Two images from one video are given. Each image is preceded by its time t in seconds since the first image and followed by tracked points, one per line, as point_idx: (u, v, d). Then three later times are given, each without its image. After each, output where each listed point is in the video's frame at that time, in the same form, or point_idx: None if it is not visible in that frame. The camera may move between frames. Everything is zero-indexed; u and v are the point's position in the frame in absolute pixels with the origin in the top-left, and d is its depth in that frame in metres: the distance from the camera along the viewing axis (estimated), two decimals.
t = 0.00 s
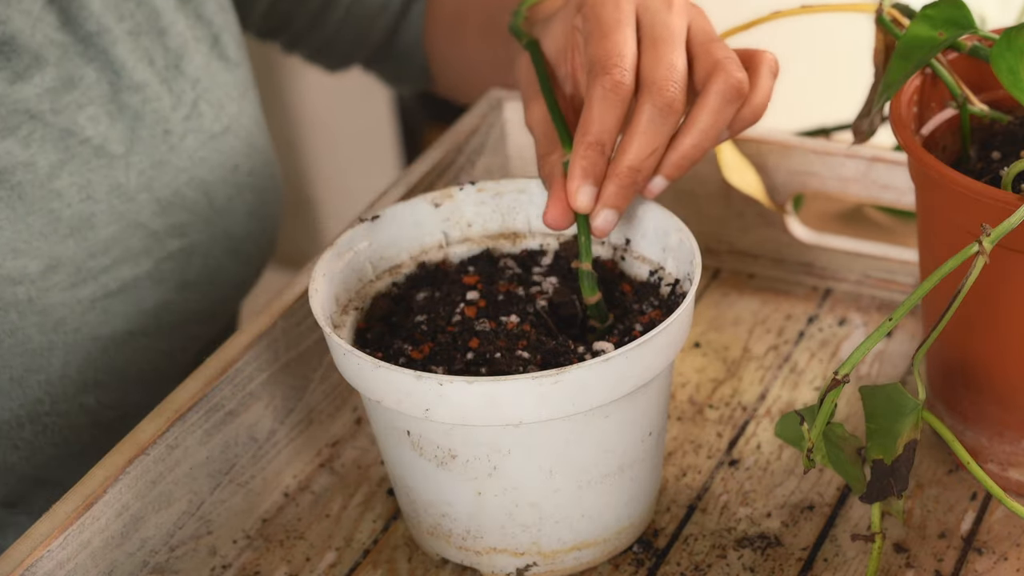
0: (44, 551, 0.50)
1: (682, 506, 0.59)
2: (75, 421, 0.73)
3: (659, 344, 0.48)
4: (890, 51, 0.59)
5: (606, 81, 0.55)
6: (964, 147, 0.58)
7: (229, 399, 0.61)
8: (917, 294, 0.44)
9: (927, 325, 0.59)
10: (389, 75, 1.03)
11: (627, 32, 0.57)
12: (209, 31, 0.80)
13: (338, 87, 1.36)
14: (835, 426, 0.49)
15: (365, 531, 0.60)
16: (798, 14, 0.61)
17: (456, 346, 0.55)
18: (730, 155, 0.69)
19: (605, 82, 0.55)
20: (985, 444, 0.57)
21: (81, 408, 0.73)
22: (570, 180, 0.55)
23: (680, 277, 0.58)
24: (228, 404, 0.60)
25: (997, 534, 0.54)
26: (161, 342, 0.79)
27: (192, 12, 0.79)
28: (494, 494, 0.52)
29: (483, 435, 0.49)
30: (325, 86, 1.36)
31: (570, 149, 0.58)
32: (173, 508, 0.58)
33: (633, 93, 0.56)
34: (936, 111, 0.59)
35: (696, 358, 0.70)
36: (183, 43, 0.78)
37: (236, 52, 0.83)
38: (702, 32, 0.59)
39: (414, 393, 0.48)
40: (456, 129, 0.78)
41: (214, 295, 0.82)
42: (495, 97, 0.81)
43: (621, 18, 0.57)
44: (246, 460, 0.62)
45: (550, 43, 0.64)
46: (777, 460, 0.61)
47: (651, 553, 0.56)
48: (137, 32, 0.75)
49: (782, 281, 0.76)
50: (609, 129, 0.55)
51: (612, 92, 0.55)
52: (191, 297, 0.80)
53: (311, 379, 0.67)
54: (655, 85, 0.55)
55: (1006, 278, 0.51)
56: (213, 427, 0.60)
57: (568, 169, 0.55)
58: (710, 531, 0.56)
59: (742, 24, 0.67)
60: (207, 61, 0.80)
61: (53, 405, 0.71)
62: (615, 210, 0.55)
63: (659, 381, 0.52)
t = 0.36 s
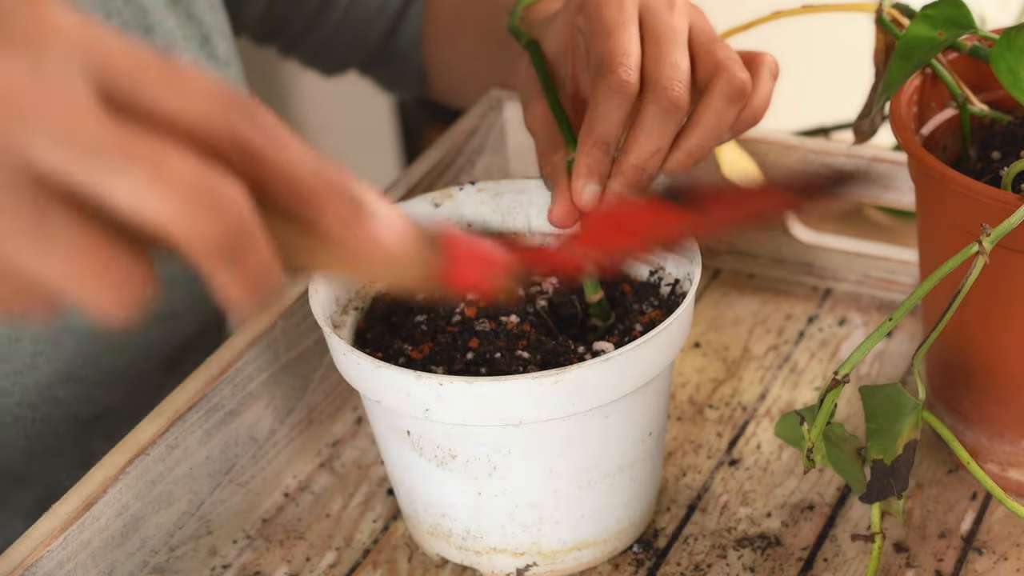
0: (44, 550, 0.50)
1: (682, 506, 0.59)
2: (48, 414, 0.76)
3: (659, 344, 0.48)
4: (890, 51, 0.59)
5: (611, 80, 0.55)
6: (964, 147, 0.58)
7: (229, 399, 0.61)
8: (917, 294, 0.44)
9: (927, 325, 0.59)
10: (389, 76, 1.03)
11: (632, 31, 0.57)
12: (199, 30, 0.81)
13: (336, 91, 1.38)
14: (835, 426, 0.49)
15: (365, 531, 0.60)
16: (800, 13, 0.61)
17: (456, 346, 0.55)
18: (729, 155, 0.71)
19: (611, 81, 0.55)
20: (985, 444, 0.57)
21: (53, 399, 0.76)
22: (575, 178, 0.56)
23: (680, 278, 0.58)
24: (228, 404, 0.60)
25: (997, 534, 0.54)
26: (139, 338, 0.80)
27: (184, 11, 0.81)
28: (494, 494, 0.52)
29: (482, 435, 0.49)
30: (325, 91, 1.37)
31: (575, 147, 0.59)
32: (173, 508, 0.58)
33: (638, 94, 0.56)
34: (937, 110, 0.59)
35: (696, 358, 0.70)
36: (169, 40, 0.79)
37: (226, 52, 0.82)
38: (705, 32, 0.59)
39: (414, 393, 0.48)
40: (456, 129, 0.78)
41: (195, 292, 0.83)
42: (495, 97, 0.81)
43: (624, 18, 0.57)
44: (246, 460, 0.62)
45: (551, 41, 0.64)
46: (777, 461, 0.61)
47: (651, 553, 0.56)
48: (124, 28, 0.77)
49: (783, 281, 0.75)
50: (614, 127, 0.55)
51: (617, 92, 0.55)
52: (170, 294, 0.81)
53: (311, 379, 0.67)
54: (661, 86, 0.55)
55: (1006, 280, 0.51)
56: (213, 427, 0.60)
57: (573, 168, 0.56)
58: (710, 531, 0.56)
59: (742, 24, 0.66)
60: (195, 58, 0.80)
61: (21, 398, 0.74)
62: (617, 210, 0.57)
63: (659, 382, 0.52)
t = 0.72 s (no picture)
0: (45, 549, 0.50)
1: (682, 506, 0.59)
2: (41, 386, 0.74)
3: (659, 344, 0.48)
4: (890, 51, 0.59)
5: (605, 77, 0.55)
6: (964, 148, 0.58)
7: (229, 399, 0.61)
8: (917, 294, 0.44)
9: (926, 324, 0.59)
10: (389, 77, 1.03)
11: (625, 29, 0.56)
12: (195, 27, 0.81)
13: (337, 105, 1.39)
14: (834, 426, 0.49)
15: (365, 531, 0.60)
16: (800, 12, 0.61)
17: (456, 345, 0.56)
18: (724, 151, 0.70)
19: (604, 79, 0.55)
20: (985, 444, 0.57)
21: (47, 371, 0.74)
22: (570, 175, 0.56)
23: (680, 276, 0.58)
24: (228, 404, 0.61)
25: (997, 534, 0.54)
26: (130, 317, 0.80)
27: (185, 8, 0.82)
28: (494, 494, 0.52)
29: (482, 435, 0.49)
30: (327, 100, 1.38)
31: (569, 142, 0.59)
32: (173, 508, 0.58)
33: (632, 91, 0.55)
34: (936, 110, 0.59)
35: (696, 358, 0.70)
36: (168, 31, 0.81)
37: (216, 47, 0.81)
38: (699, 29, 0.58)
39: (415, 393, 0.47)
40: (456, 129, 0.78)
41: (190, 274, 0.83)
42: (495, 97, 0.81)
43: (619, 16, 0.57)
44: (246, 460, 0.62)
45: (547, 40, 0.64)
46: (776, 460, 0.61)
47: (651, 553, 0.56)
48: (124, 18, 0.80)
49: (783, 281, 0.76)
50: (606, 124, 0.55)
51: (611, 89, 0.55)
52: (164, 275, 0.81)
53: (311, 379, 0.67)
54: (654, 82, 0.55)
55: (1006, 280, 0.51)
56: (213, 427, 0.60)
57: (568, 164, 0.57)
58: (710, 531, 0.56)
59: (741, 23, 0.66)
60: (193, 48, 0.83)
61: (15, 367, 0.72)
62: (614, 206, 0.57)
63: (659, 381, 0.52)
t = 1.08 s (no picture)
0: (45, 549, 0.50)
1: (682, 506, 0.59)
2: (57, 375, 0.74)
3: (659, 344, 0.48)
4: (890, 51, 0.59)
5: (603, 76, 0.55)
6: (965, 147, 0.58)
7: (229, 399, 0.61)
8: (917, 294, 0.44)
9: (927, 324, 0.59)
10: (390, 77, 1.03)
11: (624, 29, 0.56)
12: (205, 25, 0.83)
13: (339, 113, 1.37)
14: (834, 425, 0.49)
15: (365, 531, 0.60)
16: (799, 12, 0.61)
17: (456, 345, 0.56)
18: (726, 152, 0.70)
19: (603, 78, 0.55)
20: (985, 444, 0.57)
21: (64, 360, 0.74)
22: (569, 175, 0.57)
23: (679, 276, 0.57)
24: (228, 404, 0.61)
25: (997, 534, 0.54)
26: (144, 308, 0.80)
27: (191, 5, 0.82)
28: (494, 494, 0.52)
29: (482, 435, 0.49)
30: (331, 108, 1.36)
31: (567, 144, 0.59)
32: (173, 508, 0.58)
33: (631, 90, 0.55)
34: (936, 110, 0.59)
35: (696, 358, 0.70)
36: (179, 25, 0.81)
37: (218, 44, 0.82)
38: (698, 28, 0.58)
39: (415, 393, 0.48)
40: (456, 129, 0.78)
41: (201, 266, 0.84)
42: (495, 97, 0.81)
43: (618, 15, 0.57)
44: (246, 460, 0.62)
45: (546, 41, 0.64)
46: (777, 460, 0.61)
47: (651, 553, 0.56)
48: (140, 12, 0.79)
49: (782, 281, 0.76)
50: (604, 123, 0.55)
51: (610, 89, 0.55)
52: (176, 267, 0.81)
53: (311, 379, 0.67)
54: (653, 81, 0.55)
55: (1005, 280, 0.51)
56: (213, 427, 0.60)
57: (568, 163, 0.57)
58: (710, 531, 0.56)
59: (742, 23, 0.66)
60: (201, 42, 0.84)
61: (33, 355, 0.71)
62: (612, 206, 0.57)
63: (659, 381, 0.52)
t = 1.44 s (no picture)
0: (45, 549, 0.50)
1: (682, 506, 0.59)
2: (58, 379, 0.74)
3: (660, 344, 0.48)
4: (890, 51, 0.59)
5: (606, 76, 0.55)
6: (964, 147, 0.58)
7: (229, 399, 0.61)
8: (917, 294, 0.44)
9: (927, 324, 0.59)
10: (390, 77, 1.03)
11: (626, 29, 0.56)
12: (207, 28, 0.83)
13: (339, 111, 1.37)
14: (834, 426, 0.49)
15: (365, 531, 0.60)
16: (800, 13, 0.61)
17: (455, 346, 0.56)
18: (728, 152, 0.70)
19: (605, 79, 0.55)
20: (985, 444, 0.57)
21: (66, 365, 0.75)
22: (570, 177, 0.56)
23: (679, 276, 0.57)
24: (228, 405, 0.61)
25: (997, 534, 0.54)
26: (145, 313, 0.80)
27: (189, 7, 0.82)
28: (494, 494, 0.52)
29: (482, 435, 0.49)
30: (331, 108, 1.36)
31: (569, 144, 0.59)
32: (173, 508, 0.58)
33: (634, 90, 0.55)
34: (936, 110, 0.59)
35: (696, 358, 0.70)
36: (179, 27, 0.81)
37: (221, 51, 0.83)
38: (700, 29, 0.58)
39: (414, 393, 0.47)
40: (456, 129, 0.78)
41: (203, 270, 0.84)
42: (495, 97, 0.81)
43: (620, 15, 0.57)
44: (246, 460, 0.63)
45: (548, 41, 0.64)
46: (776, 460, 0.61)
47: (651, 553, 0.56)
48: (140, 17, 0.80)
49: (782, 281, 0.76)
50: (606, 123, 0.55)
51: (613, 89, 0.55)
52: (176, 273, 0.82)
53: (311, 379, 0.67)
54: (655, 82, 0.55)
55: (1005, 281, 0.51)
56: (213, 427, 0.60)
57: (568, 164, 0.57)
58: (710, 530, 0.56)
59: (741, 23, 0.66)
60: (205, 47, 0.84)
61: (35, 359, 0.72)
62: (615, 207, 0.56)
63: (659, 381, 0.52)
